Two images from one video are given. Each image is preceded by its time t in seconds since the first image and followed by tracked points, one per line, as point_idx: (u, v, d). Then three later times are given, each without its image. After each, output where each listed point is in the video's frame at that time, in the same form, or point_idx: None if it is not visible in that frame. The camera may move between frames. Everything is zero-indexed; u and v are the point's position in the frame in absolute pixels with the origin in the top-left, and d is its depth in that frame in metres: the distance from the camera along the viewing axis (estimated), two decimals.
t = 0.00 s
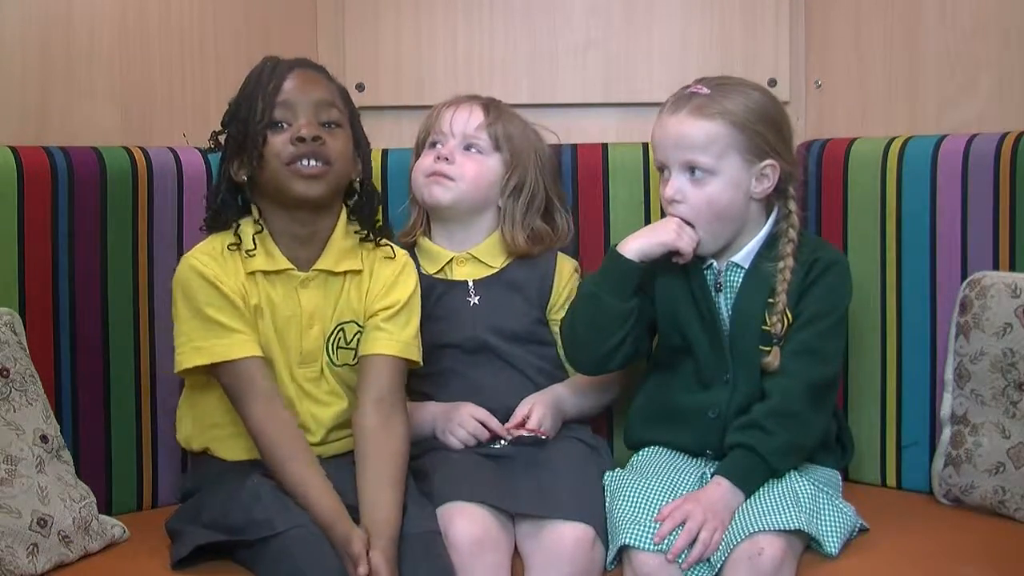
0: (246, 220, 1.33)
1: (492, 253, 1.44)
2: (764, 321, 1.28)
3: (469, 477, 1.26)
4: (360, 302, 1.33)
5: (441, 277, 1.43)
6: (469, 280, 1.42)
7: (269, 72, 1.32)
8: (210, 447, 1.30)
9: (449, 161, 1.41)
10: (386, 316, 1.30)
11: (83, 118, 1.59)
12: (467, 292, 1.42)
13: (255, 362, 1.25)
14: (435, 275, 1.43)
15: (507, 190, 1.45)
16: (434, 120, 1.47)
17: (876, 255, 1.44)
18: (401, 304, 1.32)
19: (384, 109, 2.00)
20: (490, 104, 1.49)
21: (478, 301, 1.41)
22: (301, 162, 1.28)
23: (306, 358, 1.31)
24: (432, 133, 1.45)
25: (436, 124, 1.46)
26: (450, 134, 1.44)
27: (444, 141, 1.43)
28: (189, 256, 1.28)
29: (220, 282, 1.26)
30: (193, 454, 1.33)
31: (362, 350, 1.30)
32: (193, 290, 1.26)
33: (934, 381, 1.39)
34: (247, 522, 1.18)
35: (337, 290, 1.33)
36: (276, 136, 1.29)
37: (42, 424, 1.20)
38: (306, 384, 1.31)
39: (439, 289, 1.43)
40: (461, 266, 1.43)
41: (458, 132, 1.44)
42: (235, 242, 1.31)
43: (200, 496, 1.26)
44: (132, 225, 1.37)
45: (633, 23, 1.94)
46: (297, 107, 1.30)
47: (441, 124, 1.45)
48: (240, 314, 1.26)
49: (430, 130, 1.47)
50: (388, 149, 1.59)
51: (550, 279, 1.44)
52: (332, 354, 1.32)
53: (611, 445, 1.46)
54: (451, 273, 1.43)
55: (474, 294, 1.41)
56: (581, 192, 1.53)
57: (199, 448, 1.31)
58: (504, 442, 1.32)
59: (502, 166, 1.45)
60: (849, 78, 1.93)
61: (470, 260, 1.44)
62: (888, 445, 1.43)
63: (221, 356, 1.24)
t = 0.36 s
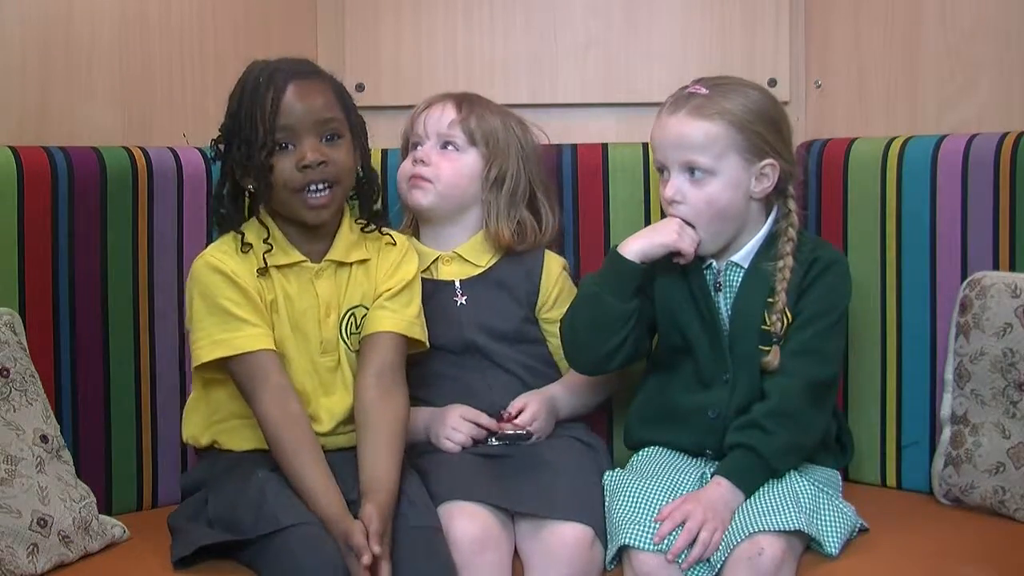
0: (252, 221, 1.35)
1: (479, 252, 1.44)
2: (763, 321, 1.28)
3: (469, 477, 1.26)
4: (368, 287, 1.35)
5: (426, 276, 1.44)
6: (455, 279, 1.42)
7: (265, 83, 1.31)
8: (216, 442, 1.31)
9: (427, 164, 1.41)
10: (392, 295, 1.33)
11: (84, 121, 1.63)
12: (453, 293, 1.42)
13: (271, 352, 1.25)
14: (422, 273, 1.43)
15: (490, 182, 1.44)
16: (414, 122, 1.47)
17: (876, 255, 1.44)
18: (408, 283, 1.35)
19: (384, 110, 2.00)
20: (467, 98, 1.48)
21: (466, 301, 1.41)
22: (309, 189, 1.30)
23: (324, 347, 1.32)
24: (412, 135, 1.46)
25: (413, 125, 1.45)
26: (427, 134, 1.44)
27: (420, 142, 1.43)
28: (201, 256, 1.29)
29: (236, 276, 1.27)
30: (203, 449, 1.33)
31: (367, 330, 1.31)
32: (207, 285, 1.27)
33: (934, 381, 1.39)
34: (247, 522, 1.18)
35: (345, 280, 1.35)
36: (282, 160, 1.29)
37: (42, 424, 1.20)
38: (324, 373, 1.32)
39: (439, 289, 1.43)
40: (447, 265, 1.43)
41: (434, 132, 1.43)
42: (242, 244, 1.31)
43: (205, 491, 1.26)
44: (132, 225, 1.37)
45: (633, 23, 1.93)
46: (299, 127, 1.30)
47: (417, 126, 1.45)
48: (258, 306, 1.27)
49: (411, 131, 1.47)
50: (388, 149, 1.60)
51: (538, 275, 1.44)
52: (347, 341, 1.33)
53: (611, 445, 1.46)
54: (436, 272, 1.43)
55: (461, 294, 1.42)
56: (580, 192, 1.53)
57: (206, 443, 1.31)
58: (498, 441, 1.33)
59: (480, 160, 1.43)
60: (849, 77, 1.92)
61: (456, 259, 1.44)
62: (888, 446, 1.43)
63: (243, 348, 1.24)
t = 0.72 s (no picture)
0: (234, 217, 1.38)
1: (491, 252, 1.43)
2: (763, 321, 1.28)
3: (468, 477, 1.26)
4: (347, 279, 1.37)
5: (433, 273, 1.44)
6: (461, 278, 1.42)
7: (260, 79, 1.34)
8: (206, 441, 1.32)
9: (455, 157, 1.42)
10: (375, 286, 1.35)
11: (84, 118, 1.57)
12: (457, 292, 1.42)
13: (245, 344, 1.28)
14: (430, 270, 1.44)
15: (512, 182, 1.45)
16: (439, 115, 1.47)
17: (877, 254, 1.44)
18: (388, 274, 1.37)
19: (384, 110, 1.99)
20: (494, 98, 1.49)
21: (470, 300, 1.41)
22: (295, 185, 1.32)
23: (304, 337, 1.33)
24: (437, 130, 1.46)
25: (441, 119, 1.46)
26: (455, 129, 1.44)
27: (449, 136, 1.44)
28: (179, 254, 1.32)
29: (211, 270, 1.30)
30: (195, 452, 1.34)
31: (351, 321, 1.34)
32: (185, 280, 1.30)
33: (934, 381, 1.39)
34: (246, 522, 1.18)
35: (325, 272, 1.37)
36: (270, 155, 1.32)
37: (42, 424, 1.20)
38: (305, 362, 1.33)
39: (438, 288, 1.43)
40: (455, 264, 1.43)
41: (463, 127, 1.44)
42: (222, 239, 1.34)
43: (196, 494, 1.27)
44: (133, 225, 1.38)
45: (634, 23, 1.92)
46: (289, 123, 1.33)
47: (445, 119, 1.45)
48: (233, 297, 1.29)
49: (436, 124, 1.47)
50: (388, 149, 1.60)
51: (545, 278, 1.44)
52: (328, 331, 1.35)
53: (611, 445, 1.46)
54: (444, 269, 1.43)
55: (466, 294, 1.41)
56: (580, 192, 1.53)
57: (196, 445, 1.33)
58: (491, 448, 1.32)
59: (506, 159, 1.45)
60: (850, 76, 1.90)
61: (464, 258, 1.43)
62: (888, 446, 1.43)
63: (214, 337, 1.27)
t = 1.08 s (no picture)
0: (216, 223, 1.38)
1: (538, 252, 1.43)
2: (762, 321, 1.28)
3: (468, 477, 1.26)
4: (333, 281, 1.38)
5: (478, 269, 1.42)
6: (507, 275, 1.42)
7: (242, 79, 1.34)
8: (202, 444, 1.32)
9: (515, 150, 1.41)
10: (363, 287, 1.36)
11: (84, 117, 1.57)
12: (501, 288, 1.41)
13: (233, 346, 1.28)
14: (475, 266, 1.42)
15: (554, 180, 1.47)
16: (483, 107, 1.47)
17: (877, 254, 1.44)
18: (375, 275, 1.39)
19: (384, 110, 1.99)
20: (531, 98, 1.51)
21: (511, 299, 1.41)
22: (276, 184, 1.33)
23: (288, 337, 1.33)
24: (486, 124, 1.45)
25: (491, 112, 1.45)
26: (507, 123, 1.44)
27: (502, 130, 1.43)
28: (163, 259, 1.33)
29: (195, 274, 1.31)
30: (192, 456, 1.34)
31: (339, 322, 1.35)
32: (169, 285, 1.31)
33: (935, 381, 1.39)
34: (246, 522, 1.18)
35: (310, 274, 1.38)
36: (252, 155, 1.32)
37: (42, 424, 1.20)
38: (289, 363, 1.33)
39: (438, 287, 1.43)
40: (501, 261, 1.43)
41: (515, 121, 1.44)
42: (205, 242, 1.35)
43: (193, 495, 1.26)
44: (132, 225, 1.38)
45: (633, 25, 1.92)
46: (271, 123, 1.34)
47: (496, 113, 1.45)
48: (217, 299, 1.30)
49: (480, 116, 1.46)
50: (388, 150, 1.60)
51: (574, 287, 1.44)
52: (314, 332, 1.35)
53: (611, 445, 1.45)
54: (490, 266, 1.42)
55: (507, 291, 1.41)
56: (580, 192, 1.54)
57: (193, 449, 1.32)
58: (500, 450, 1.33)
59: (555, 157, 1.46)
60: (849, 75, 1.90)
61: (510, 256, 1.43)
62: (888, 446, 1.43)
63: (195, 338, 1.28)
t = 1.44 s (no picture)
0: (218, 224, 1.38)
1: (559, 250, 1.44)
2: (763, 322, 1.28)
3: (469, 476, 1.26)
4: (335, 283, 1.38)
5: (501, 268, 1.43)
6: (532, 274, 1.42)
7: (242, 83, 1.34)
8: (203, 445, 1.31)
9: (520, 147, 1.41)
10: (365, 289, 1.37)
11: (84, 117, 1.56)
12: (524, 288, 1.42)
13: (235, 348, 1.28)
14: (499, 264, 1.43)
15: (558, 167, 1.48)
16: (477, 110, 1.47)
17: (877, 254, 1.44)
18: (377, 278, 1.39)
19: (384, 110, 1.99)
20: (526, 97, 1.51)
21: (534, 297, 1.41)
22: (279, 188, 1.33)
23: (291, 339, 1.33)
24: (483, 127, 1.45)
25: (486, 113, 1.45)
26: (501, 123, 1.44)
27: (501, 131, 1.43)
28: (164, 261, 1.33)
29: (198, 276, 1.30)
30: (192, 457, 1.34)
31: (341, 324, 1.35)
32: (172, 287, 1.31)
33: (935, 381, 1.39)
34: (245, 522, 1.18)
35: (312, 275, 1.38)
36: (255, 160, 1.32)
37: (42, 424, 1.20)
38: (292, 365, 1.33)
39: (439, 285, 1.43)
40: (524, 259, 1.43)
41: (509, 120, 1.45)
42: (207, 245, 1.35)
43: (193, 495, 1.26)
44: (132, 225, 1.38)
45: (633, 25, 1.91)
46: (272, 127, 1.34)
47: (491, 115, 1.45)
48: (220, 301, 1.30)
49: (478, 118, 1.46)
50: (388, 150, 1.60)
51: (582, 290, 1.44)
52: (316, 333, 1.35)
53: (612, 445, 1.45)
54: (514, 264, 1.43)
55: (530, 290, 1.41)
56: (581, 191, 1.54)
57: (194, 449, 1.32)
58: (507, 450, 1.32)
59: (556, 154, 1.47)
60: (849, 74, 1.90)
61: (533, 253, 1.43)
62: (888, 446, 1.43)
63: (198, 341, 1.27)
